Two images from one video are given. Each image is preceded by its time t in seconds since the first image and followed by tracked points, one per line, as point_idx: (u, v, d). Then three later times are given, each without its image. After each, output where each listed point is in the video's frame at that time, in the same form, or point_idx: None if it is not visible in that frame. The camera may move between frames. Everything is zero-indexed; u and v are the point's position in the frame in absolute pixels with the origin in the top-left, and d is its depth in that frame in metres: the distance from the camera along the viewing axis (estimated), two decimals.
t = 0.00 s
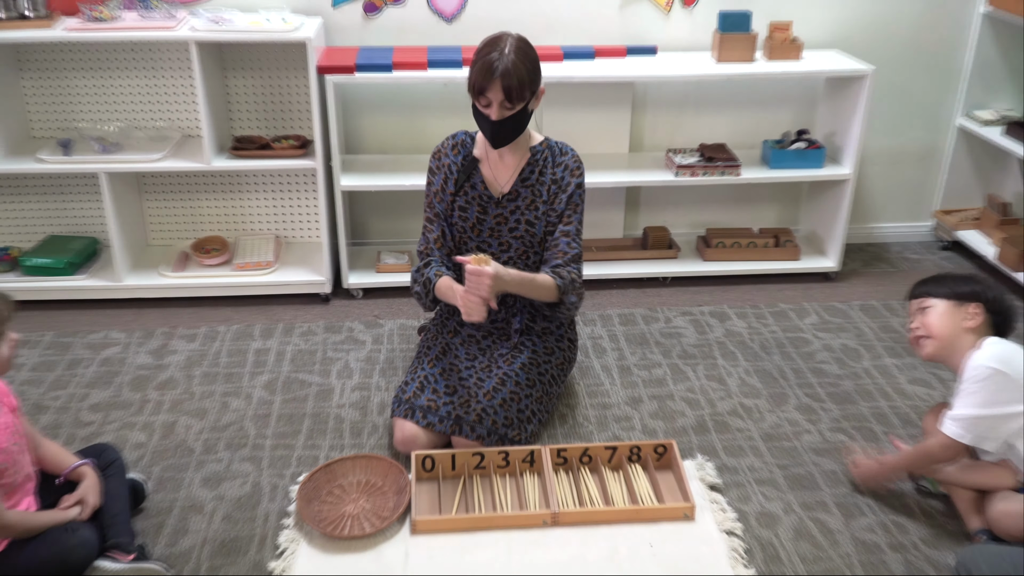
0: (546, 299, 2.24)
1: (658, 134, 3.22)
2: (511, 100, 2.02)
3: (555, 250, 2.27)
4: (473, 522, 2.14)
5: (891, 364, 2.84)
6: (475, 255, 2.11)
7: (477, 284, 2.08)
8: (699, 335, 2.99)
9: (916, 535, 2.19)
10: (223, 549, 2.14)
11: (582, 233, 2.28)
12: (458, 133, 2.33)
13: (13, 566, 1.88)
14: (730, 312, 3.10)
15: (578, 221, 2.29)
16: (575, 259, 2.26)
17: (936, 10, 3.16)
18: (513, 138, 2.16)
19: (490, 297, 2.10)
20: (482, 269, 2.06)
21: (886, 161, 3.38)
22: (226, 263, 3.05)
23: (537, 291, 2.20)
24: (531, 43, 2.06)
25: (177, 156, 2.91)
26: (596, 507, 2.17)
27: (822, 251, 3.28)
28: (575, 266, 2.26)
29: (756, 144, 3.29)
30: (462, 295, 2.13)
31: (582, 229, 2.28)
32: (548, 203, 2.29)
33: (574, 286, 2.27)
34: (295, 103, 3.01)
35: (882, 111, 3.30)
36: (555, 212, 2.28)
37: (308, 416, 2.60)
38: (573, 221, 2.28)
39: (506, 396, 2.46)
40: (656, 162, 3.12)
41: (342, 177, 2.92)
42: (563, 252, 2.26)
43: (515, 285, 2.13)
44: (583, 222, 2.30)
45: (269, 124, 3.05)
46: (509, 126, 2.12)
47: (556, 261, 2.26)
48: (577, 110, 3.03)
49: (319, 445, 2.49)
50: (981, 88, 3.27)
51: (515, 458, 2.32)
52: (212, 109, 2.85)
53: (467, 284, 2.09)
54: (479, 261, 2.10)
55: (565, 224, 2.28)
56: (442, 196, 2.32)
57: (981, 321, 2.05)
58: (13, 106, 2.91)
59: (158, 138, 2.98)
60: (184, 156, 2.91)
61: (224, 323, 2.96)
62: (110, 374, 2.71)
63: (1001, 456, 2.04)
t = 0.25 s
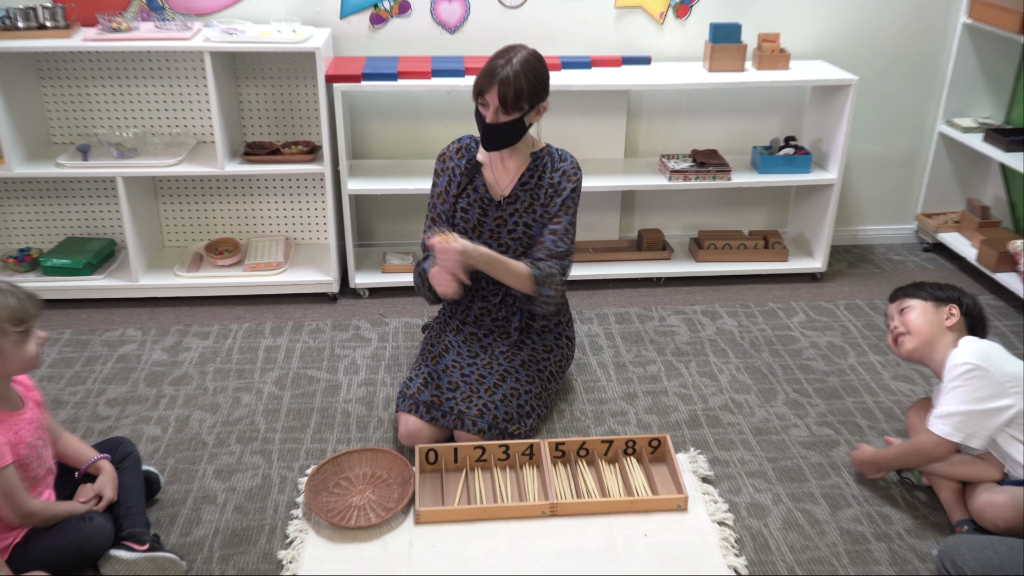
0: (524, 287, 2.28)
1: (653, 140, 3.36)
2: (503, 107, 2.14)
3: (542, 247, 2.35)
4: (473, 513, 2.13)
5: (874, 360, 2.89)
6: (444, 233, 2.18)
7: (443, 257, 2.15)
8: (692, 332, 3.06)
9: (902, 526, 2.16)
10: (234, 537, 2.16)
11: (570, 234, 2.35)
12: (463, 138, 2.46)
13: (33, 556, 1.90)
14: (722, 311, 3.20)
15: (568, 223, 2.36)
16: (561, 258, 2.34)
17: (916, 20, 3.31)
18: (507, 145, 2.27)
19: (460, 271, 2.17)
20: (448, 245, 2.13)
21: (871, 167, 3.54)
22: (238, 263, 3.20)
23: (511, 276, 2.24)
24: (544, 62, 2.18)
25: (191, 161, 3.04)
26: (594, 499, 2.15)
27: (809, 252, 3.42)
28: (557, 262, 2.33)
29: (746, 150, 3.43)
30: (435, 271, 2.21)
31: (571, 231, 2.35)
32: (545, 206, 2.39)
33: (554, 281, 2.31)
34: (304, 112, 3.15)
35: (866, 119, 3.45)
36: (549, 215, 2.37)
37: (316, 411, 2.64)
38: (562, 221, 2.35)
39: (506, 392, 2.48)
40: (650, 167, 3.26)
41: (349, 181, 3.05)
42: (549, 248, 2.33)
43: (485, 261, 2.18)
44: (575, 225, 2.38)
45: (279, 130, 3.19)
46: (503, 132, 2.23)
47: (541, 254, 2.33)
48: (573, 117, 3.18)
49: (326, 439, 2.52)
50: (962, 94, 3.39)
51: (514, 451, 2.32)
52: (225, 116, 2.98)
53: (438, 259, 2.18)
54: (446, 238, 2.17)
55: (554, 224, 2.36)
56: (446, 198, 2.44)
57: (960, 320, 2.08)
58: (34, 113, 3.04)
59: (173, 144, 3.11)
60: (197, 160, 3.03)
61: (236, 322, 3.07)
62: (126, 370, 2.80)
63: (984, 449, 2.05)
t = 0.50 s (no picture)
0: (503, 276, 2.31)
1: (651, 142, 3.40)
2: (507, 119, 2.16)
3: (532, 243, 2.37)
4: (472, 510, 2.14)
5: (870, 359, 2.92)
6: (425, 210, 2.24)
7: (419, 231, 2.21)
8: (690, 332, 3.09)
9: (897, 523, 2.19)
10: (237, 536, 2.15)
11: (560, 231, 2.37)
12: (468, 138, 2.50)
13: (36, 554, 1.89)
14: (719, 311, 3.23)
15: (562, 222, 2.38)
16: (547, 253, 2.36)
17: (909, 24, 3.36)
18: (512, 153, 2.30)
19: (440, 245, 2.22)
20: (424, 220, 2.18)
21: (865, 168, 3.59)
22: (241, 264, 3.25)
23: (490, 261, 2.28)
24: (545, 68, 2.19)
25: (195, 162, 3.08)
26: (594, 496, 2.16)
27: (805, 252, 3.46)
28: (540, 255, 2.35)
29: (743, 152, 3.47)
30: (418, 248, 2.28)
31: (563, 228, 2.38)
32: (543, 205, 2.42)
33: (536, 274, 2.33)
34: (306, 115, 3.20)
35: (861, 120, 3.50)
36: (545, 213, 2.41)
37: (318, 410, 2.64)
38: (553, 217, 2.38)
39: (506, 391, 2.48)
40: (648, 168, 3.31)
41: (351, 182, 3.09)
42: (539, 243, 2.36)
43: (461, 240, 2.22)
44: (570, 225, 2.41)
45: (281, 132, 3.23)
46: (507, 142, 2.27)
47: (529, 247, 2.36)
48: (572, 119, 3.24)
49: (328, 437, 2.52)
50: (955, 97, 3.44)
51: (514, 449, 2.32)
52: (229, 118, 3.02)
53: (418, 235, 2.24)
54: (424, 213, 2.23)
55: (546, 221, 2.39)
56: (449, 196, 2.49)
57: (961, 320, 2.12)
58: (40, 115, 3.07)
59: (177, 145, 3.15)
60: (201, 162, 3.07)
61: (239, 322, 3.10)
62: (130, 369, 2.82)
63: (982, 448, 2.08)
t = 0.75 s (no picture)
0: (510, 275, 2.28)
1: (650, 142, 3.41)
2: (513, 125, 2.16)
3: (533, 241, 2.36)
4: (472, 510, 2.13)
5: (869, 359, 2.92)
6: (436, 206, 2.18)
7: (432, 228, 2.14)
8: (689, 332, 3.09)
9: (896, 523, 2.20)
10: (236, 536, 2.15)
11: (562, 229, 2.37)
12: (468, 138, 2.51)
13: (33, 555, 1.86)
14: (718, 311, 3.24)
15: (562, 220, 2.38)
16: (549, 252, 2.35)
17: (908, 25, 3.36)
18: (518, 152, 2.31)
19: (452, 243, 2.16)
20: (437, 217, 2.11)
21: (865, 169, 3.60)
22: (240, 264, 3.25)
23: (498, 260, 2.24)
24: (543, 68, 2.18)
25: (195, 162, 3.08)
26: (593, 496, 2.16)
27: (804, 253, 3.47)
28: (543, 253, 2.33)
29: (742, 152, 3.48)
30: (428, 246, 2.22)
31: (564, 227, 2.37)
32: (544, 204, 2.42)
33: (540, 273, 2.31)
34: (305, 116, 3.20)
35: (860, 121, 3.51)
36: (545, 212, 2.41)
37: (318, 410, 2.64)
38: (554, 216, 2.37)
39: (506, 390, 2.48)
40: (647, 169, 3.31)
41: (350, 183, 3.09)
42: (540, 241, 2.34)
43: (473, 237, 2.16)
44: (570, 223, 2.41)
45: (281, 132, 3.23)
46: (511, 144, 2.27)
47: (532, 245, 2.34)
48: (572, 119, 3.24)
49: (327, 437, 2.52)
50: (954, 98, 3.44)
51: (514, 449, 2.32)
52: (228, 118, 3.02)
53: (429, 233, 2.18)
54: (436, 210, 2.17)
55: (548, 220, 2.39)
56: (451, 195, 2.49)
57: (956, 320, 2.12)
58: (38, 115, 3.07)
59: (176, 145, 3.15)
60: (200, 162, 3.07)
61: (238, 322, 3.10)
62: (129, 369, 2.81)
63: (977, 449, 2.09)
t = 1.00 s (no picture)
0: (523, 278, 2.31)
1: (649, 142, 3.41)
2: (531, 127, 2.15)
3: (536, 241, 2.38)
4: (472, 510, 2.13)
5: (868, 359, 2.92)
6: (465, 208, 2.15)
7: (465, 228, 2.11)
8: (689, 332, 3.09)
9: (895, 522, 2.20)
10: (236, 535, 2.15)
11: (563, 229, 2.40)
12: (463, 137, 2.48)
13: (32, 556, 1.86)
14: (717, 311, 3.24)
15: (563, 218, 2.41)
16: (553, 253, 2.37)
17: (907, 26, 3.37)
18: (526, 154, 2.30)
19: (483, 245, 2.15)
20: (471, 219, 2.09)
21: (864, 169, 3.60)
22: (239, 264, 3.25)
23: (517, 263, 2.26)
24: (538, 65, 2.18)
25: (194, 162, 3.08)
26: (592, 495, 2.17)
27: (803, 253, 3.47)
28: (548, 255, 2.36)
29: (741, 152, 3.48)
30: (459, 248, 2.19)
31: (565, 227, 2.40)
32: (543, 202, 2.43)
33: (548, 274, 2.34)
34: (304, 116, 3.20)
35: (859, 121, 3.51)
36: (546, 211, 2.42)
37: (317, 409, 2.64)
38: (555, 215, 2.40)
39: (506, 389, 2.48)
40: (646, 168, 3.31)
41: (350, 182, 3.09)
42: (543, 242, 2.36)
43: (501, 240, 2.17)
44: (569, 222, 2.43)
45: (279, 132, 3.23)
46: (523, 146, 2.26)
47: (536, 247, 2.36)
48: (572, 120, 3.25)
49: (327, 437, 2.52)
50: (953, 98, 3.45)
51: (513, 449, 2.32)
52: (228, 118, 3.02)
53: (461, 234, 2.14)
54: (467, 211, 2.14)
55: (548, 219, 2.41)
56: (451, 196, 2.45)
57: (953, 319, 2.12)
58: (37, 115, 3.07)
59: (175, 145, 3.15)
60: (199, 162, 3.07)
61: (237, 322, 3.10)
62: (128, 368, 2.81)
63: (979, 449, 2.09)
